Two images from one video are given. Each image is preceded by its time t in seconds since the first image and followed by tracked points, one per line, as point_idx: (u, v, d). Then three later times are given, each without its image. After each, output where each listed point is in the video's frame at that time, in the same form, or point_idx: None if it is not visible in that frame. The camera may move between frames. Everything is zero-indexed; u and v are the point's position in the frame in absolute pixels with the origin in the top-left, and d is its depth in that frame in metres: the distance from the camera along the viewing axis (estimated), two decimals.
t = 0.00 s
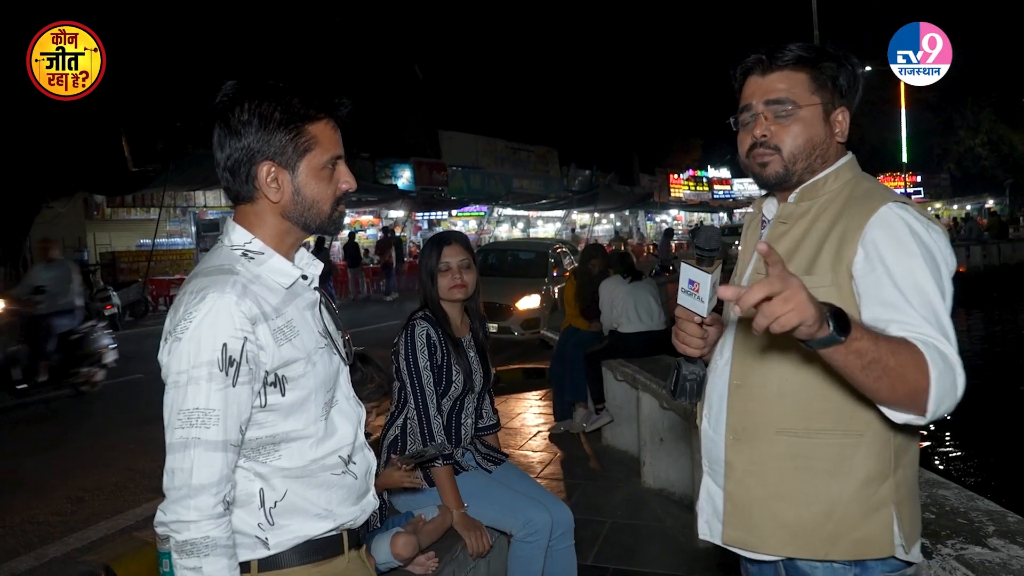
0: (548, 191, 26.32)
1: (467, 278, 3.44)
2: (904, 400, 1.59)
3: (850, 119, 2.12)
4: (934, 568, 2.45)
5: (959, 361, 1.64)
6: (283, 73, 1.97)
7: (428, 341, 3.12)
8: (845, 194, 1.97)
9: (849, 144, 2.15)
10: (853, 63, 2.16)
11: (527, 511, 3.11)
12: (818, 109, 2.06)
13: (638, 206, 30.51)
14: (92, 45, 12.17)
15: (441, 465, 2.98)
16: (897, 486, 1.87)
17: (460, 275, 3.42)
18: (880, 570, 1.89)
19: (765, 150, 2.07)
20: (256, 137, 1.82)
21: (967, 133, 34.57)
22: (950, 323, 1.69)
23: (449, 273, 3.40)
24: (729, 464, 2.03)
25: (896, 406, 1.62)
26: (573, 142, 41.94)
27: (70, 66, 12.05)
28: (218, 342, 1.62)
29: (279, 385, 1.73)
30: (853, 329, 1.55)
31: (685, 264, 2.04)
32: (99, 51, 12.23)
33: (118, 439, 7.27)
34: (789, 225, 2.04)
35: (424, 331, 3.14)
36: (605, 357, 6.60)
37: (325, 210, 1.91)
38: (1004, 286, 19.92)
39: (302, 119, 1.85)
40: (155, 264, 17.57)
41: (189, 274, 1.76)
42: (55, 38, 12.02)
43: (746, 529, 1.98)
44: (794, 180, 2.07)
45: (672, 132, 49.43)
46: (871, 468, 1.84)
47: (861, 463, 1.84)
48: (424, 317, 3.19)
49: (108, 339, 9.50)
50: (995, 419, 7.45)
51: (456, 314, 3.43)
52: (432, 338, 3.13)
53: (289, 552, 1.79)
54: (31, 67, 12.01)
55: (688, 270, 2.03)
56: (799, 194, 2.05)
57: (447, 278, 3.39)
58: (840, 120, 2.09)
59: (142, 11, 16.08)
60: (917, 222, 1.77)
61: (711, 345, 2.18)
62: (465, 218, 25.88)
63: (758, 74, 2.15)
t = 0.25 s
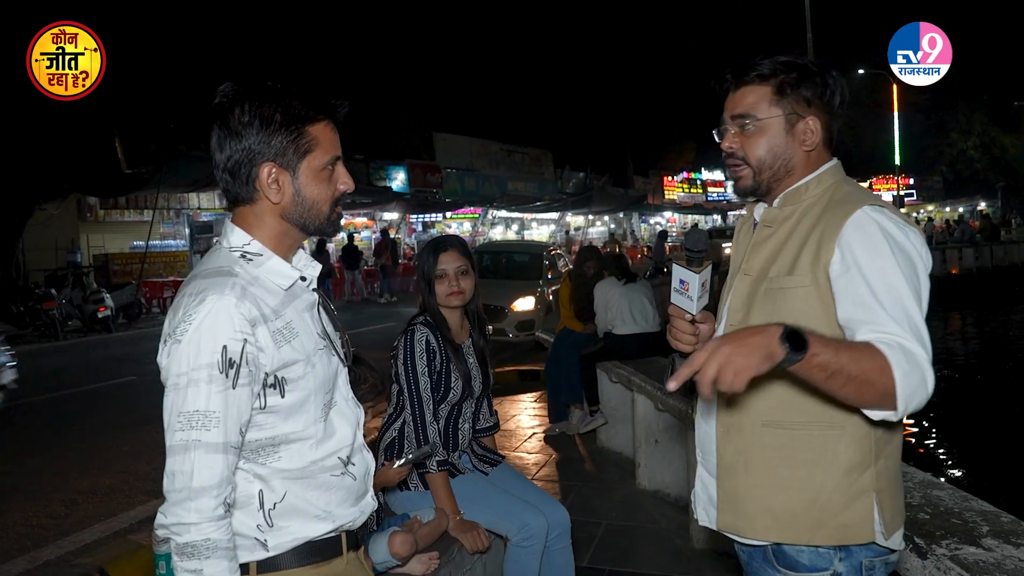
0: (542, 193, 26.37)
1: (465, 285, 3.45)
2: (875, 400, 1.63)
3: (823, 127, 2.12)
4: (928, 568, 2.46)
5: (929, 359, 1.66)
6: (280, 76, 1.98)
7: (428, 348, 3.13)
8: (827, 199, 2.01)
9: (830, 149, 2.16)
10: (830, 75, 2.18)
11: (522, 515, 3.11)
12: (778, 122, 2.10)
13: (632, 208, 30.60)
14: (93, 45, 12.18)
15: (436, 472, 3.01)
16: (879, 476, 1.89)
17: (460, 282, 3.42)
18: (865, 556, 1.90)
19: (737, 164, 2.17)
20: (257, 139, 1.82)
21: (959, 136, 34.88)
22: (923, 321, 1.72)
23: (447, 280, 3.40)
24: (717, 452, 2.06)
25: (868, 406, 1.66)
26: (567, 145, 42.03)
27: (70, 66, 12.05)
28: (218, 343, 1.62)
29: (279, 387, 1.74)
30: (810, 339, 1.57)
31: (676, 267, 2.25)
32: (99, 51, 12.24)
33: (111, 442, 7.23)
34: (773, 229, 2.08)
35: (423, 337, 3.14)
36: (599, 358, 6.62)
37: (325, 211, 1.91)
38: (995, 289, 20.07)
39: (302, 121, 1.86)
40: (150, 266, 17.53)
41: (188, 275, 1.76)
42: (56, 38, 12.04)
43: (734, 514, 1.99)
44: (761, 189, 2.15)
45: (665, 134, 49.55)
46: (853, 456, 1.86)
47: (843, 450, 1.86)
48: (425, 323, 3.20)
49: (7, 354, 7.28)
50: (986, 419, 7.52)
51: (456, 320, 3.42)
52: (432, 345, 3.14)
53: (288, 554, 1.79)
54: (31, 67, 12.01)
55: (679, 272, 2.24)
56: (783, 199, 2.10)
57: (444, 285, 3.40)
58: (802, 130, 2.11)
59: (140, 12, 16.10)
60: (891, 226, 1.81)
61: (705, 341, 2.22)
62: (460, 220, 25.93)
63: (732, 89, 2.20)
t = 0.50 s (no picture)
0: (538, 194, 26.41)
1: (459, 289, 3.42)
2: (838, 407, 1.75)
3: (811, 135, 2.16)
4: (923, 566, 2.47)
5: (889, 369, 1.76)
6: (283, 77, 1.99)
7: (420, 351, 3.13)
8: (817, 204, 2.06)
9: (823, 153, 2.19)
10: (823, 82, 2.21)
11: (516, 517, 3.11)
12: (764, 129, 2.17)
13: (628, 209, 30.63)
14: (92, 45, 12.19)
15: (431, 472, 3.04)
16: (865, 469, 1.92)
17: (453, 286, 3.42)
18: (851, 547, 1.94)
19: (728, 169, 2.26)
20: (261, 139, 1.83)
21: (954, 138, 35.02)
22: (894, 328, 1.80)
23: (440, 284, 3.40)
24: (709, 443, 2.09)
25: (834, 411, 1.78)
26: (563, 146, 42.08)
27: (70, 66, 12.05)
28: (220, 344, 1.63)
29: (279, 387, 1.74)
30: (755, 359, 1.76)
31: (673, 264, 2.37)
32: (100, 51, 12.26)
33: (106, 442, 7.23)
34: (766, 232, 2.13)
35: (417, 340, 3.14)
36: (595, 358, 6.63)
37: (327, 212, 1.92)
38: (988, 289, 20.19)
39: (305, 121, 1.87)
40: (145, 266, 17.50)
41: (189, 275, 1.76)
42: (56, 38, 12.04)
43: (721, 502, 2.03)
44: (748, 193, 2.23)
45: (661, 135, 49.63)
46: (838, 450, 1.89)
47: (828, 444, 1.89)
48: (418, 326, 3.20)
49: None
50: (981, 420, 7.55)
51: (451, 324, 3.41)
52: (425, 349, 3.14)
53: (288, 554, 1.80)
54: (30, 67, 12.01)
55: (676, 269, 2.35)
56: (776, 204, 2.16)
57: (439, 288, 3.39)
58: (787, 138, 2.15)
59: (138, 11, 16.11)
60: (866, 234, 1.88)
61: (703, 337, 2.32)
62: (456, 221, 25.93)
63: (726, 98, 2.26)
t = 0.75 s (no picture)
0: (535, 194, 26.41)
1: (454, 290, 3.42)
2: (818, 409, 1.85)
3: (808, 137, 2.19)
4: (919, 565, 2.48)
5: (864, 371, 1.83)
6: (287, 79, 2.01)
7: (417, 351, 3.13)
8: (811, 206, 2.09)
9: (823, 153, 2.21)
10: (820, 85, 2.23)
11: (515, 516, 3.13)
12: (762, 135, 2.21)
13: (626, 209, 30.64)
14: (93, 45, 12.19)
15: (430, 471, 3.05)
16: (854, 461, 2.02)
17: (449, 287, 3.42)
18: (837, 537, 2.05)
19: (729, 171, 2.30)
20: (259, 138, 1.84)
21: (951, 137, 35.09)
22: (876, 329, 1.85)
23: (435, 284, 3.39)
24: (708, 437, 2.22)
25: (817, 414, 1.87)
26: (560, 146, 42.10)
27: (71, 66, 12.05)
28: (223, 340, 1.64)
29: (282, 383, 1.75)
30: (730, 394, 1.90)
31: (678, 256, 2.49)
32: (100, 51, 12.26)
33: (104, 442, 7.23)
34: (763, 233, 2.17)
35: (413, 340, 3.13)
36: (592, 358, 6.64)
37: (326, 211, 1.93)
38: (986, 289, 20.19)
39: (304, 121, 1.88)
40: (142, 265, 17.47)
41: (191, 273, 1.77)
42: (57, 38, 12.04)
43: (719, 492, 2.16)
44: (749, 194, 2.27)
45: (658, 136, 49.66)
46: (826, 443, 2.00)
47: (816, 438, 2.01)
48: (414, 326, 3.19)
49: None
50: (979, 420, 7.57)
51: (447, 324, 3.42)
52: (422, 348, 3.14)
53: (288, 552, 1.81)
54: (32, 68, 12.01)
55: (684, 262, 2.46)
56: (774, 206, 2.20)
57: (434, 288, 3.39)
58: (784, 143, 2.19)
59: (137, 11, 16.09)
60: (848, 236, 1.92)
61: (707, 328, 2.51)
62: (454, 221, 25.92)
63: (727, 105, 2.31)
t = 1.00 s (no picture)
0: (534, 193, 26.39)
1: (452, 290, 3.42)
2: (818, 406, 1.88)
3: (807, 139, 2.19)
4: (916, 564, 2.49)
5: (864, 367, 1.85)
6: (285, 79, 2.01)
7: (414, 351, 3.12)
8: (808, 206, 2.10)
9: (820, 152, 2.21)
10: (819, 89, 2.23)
11: (511, 518, 3.12)
12: (762, 137, 2.21)
13: (625, 208, 30.65)
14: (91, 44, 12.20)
15: (427, 471, 3.04)
16: (854, 454, 2.03)
17: (446, 287, 3.41)
18: (827, 527, 2.06)
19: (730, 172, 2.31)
20: (253, 137, 1.84)
21: (949, 137, 35.13)
22: (875, 323, 1.87)
23: (432, 285, 3.39)
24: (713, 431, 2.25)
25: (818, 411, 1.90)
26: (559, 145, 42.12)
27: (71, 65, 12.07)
28: (221, 334, 1.65)
29: (278, 379, 1.75)
30: (738, 404, 1.96)
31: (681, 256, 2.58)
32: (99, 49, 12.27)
33: (102, 441, 7.23)
34: (763, 232, 2.18)
35: (410, 340, 3.13)
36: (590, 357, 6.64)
37: (322, 211, 1.94)
38: (984, 289, 20.22)
39: (299, 122, 1.88)
40: (140, 265, 17.47)
41: (188, 269, 1.77)
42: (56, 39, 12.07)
43: (723, 484, 2.18)
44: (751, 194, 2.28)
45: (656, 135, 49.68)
46: (824, 435, 2.02)
47: (815, 429, 2.02)
48: (411, 326, 3.19)
49: None
50: (977, 419, 7.58)
51: (445, 324, 3.41)
52: (419, 348, 3.13)
53: (285, 550, 1.81)
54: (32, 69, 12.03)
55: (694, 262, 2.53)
56: (772, 207, 2.20)
57: (431, 289, 3.38)
58: (784, 144, 2.20)
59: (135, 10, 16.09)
60: (843, 234, 1.93)
61: (710, 324, 2.56)
62: (452, 220, 25.91)
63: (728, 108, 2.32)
